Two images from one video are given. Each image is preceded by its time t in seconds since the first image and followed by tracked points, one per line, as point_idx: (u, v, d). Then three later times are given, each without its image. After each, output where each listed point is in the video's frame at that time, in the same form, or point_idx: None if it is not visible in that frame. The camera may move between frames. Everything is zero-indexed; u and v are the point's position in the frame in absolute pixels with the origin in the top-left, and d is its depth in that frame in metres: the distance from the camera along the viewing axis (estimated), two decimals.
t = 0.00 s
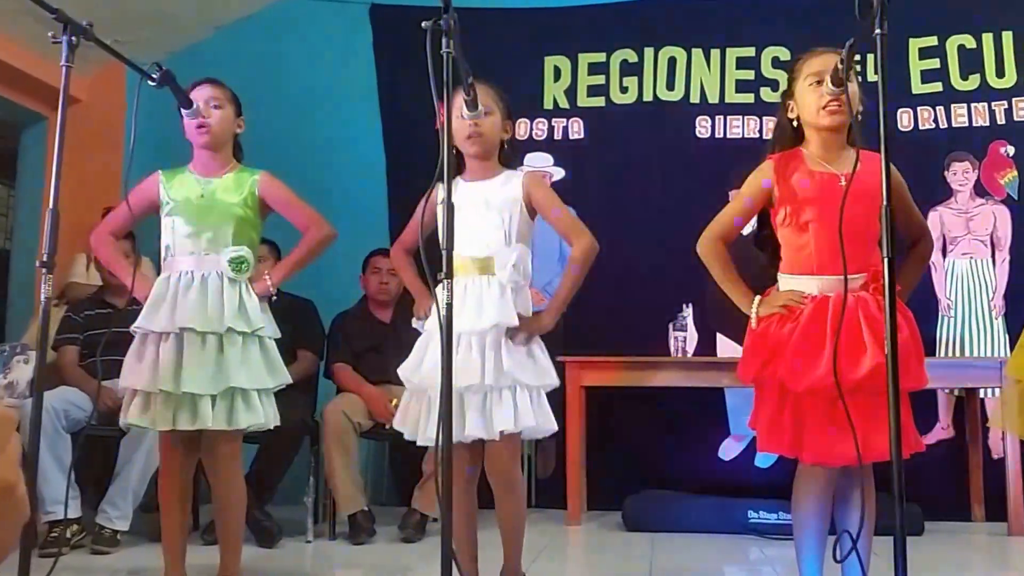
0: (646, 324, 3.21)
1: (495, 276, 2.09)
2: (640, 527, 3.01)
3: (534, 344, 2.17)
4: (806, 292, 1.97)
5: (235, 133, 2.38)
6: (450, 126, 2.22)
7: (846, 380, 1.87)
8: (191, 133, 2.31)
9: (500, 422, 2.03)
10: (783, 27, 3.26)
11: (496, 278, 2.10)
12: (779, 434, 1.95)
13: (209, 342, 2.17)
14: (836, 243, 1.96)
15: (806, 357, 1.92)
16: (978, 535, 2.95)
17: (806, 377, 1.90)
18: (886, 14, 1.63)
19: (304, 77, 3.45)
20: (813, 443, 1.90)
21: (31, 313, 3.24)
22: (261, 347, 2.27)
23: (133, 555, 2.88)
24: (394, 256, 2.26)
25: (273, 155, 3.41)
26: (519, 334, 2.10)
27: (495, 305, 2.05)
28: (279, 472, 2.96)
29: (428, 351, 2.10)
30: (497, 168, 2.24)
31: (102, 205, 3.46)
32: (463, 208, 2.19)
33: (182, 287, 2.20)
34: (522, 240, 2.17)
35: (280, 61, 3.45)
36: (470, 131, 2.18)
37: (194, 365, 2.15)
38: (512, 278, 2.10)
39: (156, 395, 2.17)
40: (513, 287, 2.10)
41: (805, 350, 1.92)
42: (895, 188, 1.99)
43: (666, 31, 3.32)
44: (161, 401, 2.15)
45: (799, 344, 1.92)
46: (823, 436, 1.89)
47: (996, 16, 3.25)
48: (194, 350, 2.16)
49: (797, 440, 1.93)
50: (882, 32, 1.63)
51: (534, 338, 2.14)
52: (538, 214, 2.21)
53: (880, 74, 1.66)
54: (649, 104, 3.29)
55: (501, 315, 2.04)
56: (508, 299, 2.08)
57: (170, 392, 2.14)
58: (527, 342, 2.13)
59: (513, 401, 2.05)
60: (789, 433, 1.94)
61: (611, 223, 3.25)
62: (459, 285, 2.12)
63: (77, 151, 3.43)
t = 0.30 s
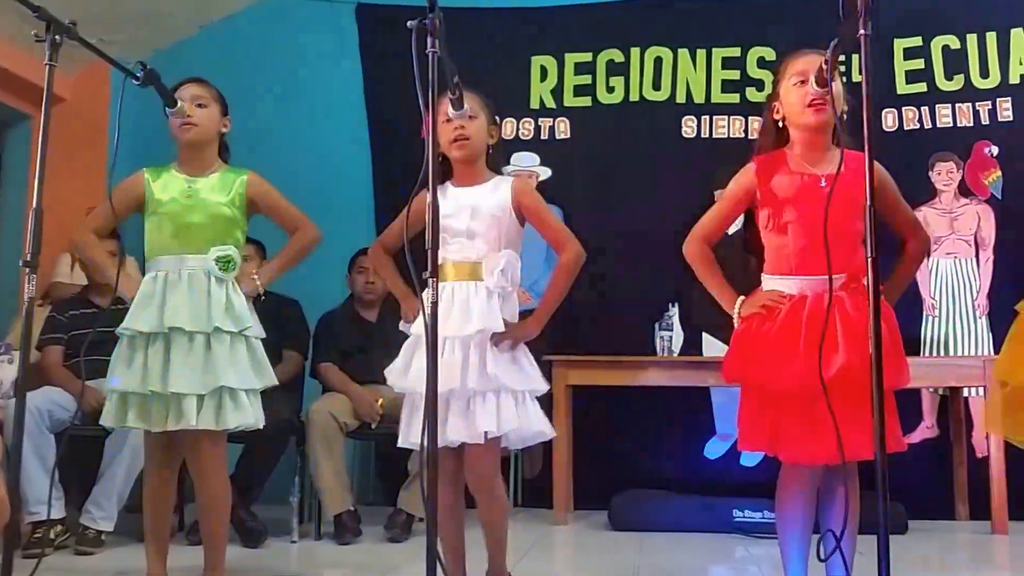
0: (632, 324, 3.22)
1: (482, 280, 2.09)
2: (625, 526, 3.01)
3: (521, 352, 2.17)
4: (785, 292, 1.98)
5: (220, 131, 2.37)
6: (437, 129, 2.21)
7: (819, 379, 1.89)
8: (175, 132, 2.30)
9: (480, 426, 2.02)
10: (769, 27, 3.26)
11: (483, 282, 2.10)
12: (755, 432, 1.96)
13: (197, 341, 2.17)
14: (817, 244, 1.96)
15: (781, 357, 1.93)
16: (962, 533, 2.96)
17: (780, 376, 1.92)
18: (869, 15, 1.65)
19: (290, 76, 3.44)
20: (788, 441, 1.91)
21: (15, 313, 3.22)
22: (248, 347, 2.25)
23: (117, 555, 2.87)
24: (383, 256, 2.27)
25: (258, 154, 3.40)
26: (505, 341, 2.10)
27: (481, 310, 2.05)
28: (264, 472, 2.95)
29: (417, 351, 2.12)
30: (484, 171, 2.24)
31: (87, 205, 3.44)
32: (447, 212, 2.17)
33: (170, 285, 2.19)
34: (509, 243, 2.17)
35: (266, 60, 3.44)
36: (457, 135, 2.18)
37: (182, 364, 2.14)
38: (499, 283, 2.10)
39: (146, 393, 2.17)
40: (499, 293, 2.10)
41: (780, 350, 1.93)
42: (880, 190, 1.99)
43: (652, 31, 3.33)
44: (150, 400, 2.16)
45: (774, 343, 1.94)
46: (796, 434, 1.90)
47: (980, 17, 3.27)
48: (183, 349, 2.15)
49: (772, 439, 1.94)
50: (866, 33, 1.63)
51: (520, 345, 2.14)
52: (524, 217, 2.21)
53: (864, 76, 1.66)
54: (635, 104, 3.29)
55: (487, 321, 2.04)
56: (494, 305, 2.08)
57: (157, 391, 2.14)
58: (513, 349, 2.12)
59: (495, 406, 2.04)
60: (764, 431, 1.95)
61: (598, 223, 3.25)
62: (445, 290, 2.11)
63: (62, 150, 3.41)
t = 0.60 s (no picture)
0: (602, 324, 3.23)
1: (452, 280, 2.09)
2: (594, 526, 3.01)
3: (493, 349, 2.17)
4: (748, 292, 1.98)
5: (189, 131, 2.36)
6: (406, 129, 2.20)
7: (771, 378, 1.90)
8: (144, 131, 2.29)
9: (454, 425, 2.03)
10: (738, 28, 3.28)
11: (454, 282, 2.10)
12: (714, 430, 1.99)
13: (160, 341, 2.16)
14: (780, 244, 1.97)
15: (736, 356, 1.94)
16: (928, 531, 2.97)
17: (734, 375, 1.93)
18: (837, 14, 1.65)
19: (261, 76, 3.44)
20: (742, 439, 1.94)
21: None
22: (214, 345, 2.25)
23: (82, 557, 2.85)
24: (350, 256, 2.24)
25: (230, 155, 3.39)
26: (477, 338, 2.10)
27: (454, 309, 2.06)
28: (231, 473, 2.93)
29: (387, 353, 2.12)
30: (454, 171, 2.23)
31: (54, 204, 3.42)
32: (416, 212, 2.18)
33: (133, 284, 2.18)
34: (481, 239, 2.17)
35: (238, 60, 3.44)
36: (426, 135, 2.17)
37: (145, 362, 2.13)
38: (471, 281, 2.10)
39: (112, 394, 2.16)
40: (471, 292, 2.10)
41: (735, 349, 1.94)
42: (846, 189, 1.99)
43: (622, 32, 3.34)
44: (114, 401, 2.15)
45: (730, 342, 1.95)
46: (751, 431, 1.93)
47: (946, 19, 3.29)
48: (145, 348, 2.14)
49: (730, 436, 1.96)
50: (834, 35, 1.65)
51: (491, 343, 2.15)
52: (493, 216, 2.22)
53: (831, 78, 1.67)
54: (605, 104, 3.30)
55: (461, 319, 2.05)
56: (467, 302, 2.08)
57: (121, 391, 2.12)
58: (485, 347, 2.13)
59: (468, 405, 2.05)
60: (723, 429, 1.97)
61: (568, 223, 3.26)
62: (418, 289, 2.12)
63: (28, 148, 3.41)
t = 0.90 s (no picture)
0: (544, 324, 3.25)
1: (392, 272, 2.05)
2: (533, 525, 3.02)
3: (436, 339, 2.13)
4: (682, 292, 1.98)
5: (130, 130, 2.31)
6: (346, 125, 2.13)
7: (701, 378, 1.90)
8: (82, 131, 2.24)
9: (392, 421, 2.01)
10: (679, 29, 3.30)
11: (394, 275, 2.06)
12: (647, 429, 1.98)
13: (90, 340, 2.12)
14: (716, 243, 1.96)
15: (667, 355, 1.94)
16: (863, 529, 3.00)
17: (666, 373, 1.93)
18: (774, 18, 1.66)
19: (205, 75, 3.44)
20: (672, 440, 1.93)
21: None
22: (149, 344, 2.19)
23: (15, 558, 2.83)
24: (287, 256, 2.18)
25: (177, 156, 3.40)
26: (419, 331, 2.07)
27: (392, 300, 2.02)
28: (168, 474, 2.91)
29: (325, 351, 2.09)
30: (391, 167, 2.15)
31: None
32: (356, 206, 2.10)
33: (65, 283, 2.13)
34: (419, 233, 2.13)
35: (184, 60, 3.43)
36: (365, 132, 2.10)
37: (74, 362, 2.09)
38: (409, 274, 2.07)
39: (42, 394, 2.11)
40: (410, 283, 2.07)
41: (668, 348, 1.94)
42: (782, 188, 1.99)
43: (565, 32, 3.35)
44: (44, 401, 2.10)
45: (663, 341, 1.95)
46: (683, 429, 1.92)
47: (886, 21, 3.33)
48: (75, 347, 2.10)
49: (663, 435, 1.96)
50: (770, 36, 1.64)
51: (434, 334, 2.11)
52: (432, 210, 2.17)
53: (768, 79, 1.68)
54: (547, 106, 3.32)
55: (400, 309, 2.02)
56: (406, 294, 2.05)
57: (50, 391, 2.09)
58: (428, 340, 2.09)
59: (405, 401, 2.02)
60: (655, 428, 1.97)
61: (509, 222, 3.28)
62: (354, 284, 2.07)
63: None
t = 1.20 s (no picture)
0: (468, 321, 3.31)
1: (307, 271, 2.05)
2: (450, 521, 3.04)
3: (350, 342, 2.12)
4: (599, 287, 2.03)
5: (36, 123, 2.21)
6: (259, 122, 2.09)
7: (624, 371, 1.96)
8: None
9: (309, 419, 2.01)
10: (600, 35, 3.38)
11: (310, 274, 2.06)
12: (566, 423, 2.03)
13: None
14: (631, 241, 2.02)
15: (588, 350, 1.99)
16: (769, 519, 3.12)
17: (587, 368, 1.98)
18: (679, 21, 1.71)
19: (123, 71, 3.39)
20: (594, 432, 1.98)
21: None
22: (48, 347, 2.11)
23: None
24: (197, 253, 2.18)
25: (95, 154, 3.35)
26: (334, 330, 2.07)
27: (312, 299, 2.02)
28: (76, 476, 2.85)
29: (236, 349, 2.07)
30: (306, 165, 2.13)
31: None
32: (270, 203, 2.07)
33: None
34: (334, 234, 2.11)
35: (101, 54, 3.37)
36: (282, 129, 2.07)
37: None
38: (327, 272, 2.07)
39: None
40: (329, 282, 2.07)
41: (588, 344, 1.99)
42: (690, 190, 2.06)
43: (488, 33, 3.38)
44: None
45: (584, 337, 1.99)
46: (602, 423, 1.97)
47: (798, 29, 3.45)
48: None
49: (583, 428, 2.01)
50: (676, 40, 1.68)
51: (347, 335, 2.10)
52: (348, 210, 2.17)
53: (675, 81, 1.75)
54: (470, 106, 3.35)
55: (319, 309, 2.02)
56: (325, 292, 2.05)
57: None
58: (340, 339, 2.08)
59: (322, 399, 2.02)
60: (574, 422, 2.01)
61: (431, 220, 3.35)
62: (264, 280, 2.05)
63: None
